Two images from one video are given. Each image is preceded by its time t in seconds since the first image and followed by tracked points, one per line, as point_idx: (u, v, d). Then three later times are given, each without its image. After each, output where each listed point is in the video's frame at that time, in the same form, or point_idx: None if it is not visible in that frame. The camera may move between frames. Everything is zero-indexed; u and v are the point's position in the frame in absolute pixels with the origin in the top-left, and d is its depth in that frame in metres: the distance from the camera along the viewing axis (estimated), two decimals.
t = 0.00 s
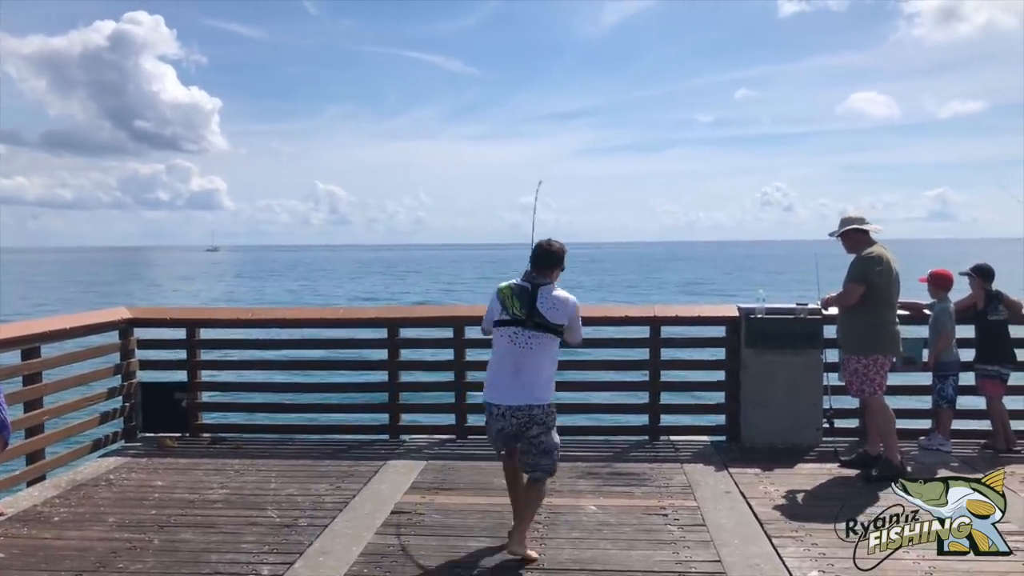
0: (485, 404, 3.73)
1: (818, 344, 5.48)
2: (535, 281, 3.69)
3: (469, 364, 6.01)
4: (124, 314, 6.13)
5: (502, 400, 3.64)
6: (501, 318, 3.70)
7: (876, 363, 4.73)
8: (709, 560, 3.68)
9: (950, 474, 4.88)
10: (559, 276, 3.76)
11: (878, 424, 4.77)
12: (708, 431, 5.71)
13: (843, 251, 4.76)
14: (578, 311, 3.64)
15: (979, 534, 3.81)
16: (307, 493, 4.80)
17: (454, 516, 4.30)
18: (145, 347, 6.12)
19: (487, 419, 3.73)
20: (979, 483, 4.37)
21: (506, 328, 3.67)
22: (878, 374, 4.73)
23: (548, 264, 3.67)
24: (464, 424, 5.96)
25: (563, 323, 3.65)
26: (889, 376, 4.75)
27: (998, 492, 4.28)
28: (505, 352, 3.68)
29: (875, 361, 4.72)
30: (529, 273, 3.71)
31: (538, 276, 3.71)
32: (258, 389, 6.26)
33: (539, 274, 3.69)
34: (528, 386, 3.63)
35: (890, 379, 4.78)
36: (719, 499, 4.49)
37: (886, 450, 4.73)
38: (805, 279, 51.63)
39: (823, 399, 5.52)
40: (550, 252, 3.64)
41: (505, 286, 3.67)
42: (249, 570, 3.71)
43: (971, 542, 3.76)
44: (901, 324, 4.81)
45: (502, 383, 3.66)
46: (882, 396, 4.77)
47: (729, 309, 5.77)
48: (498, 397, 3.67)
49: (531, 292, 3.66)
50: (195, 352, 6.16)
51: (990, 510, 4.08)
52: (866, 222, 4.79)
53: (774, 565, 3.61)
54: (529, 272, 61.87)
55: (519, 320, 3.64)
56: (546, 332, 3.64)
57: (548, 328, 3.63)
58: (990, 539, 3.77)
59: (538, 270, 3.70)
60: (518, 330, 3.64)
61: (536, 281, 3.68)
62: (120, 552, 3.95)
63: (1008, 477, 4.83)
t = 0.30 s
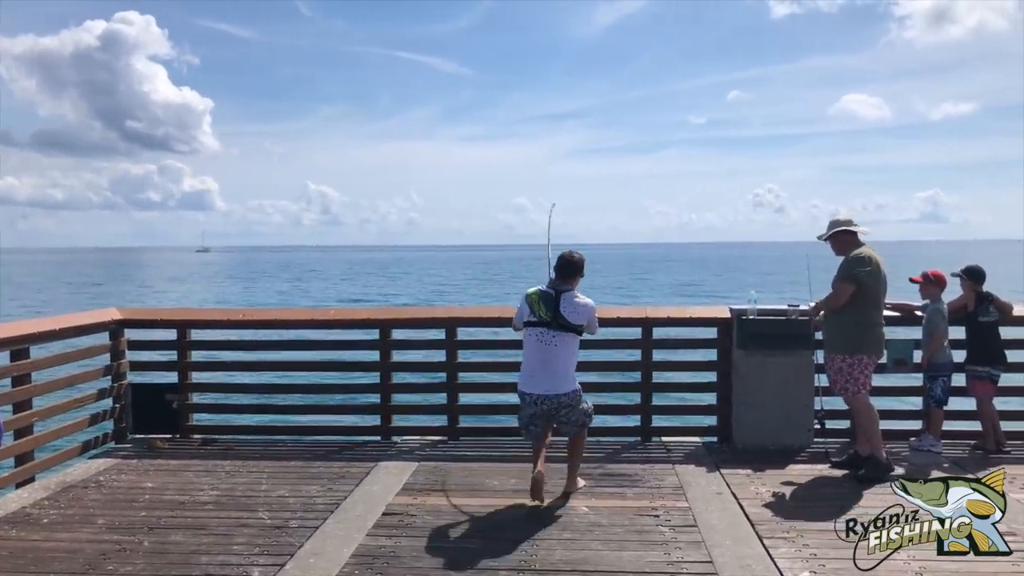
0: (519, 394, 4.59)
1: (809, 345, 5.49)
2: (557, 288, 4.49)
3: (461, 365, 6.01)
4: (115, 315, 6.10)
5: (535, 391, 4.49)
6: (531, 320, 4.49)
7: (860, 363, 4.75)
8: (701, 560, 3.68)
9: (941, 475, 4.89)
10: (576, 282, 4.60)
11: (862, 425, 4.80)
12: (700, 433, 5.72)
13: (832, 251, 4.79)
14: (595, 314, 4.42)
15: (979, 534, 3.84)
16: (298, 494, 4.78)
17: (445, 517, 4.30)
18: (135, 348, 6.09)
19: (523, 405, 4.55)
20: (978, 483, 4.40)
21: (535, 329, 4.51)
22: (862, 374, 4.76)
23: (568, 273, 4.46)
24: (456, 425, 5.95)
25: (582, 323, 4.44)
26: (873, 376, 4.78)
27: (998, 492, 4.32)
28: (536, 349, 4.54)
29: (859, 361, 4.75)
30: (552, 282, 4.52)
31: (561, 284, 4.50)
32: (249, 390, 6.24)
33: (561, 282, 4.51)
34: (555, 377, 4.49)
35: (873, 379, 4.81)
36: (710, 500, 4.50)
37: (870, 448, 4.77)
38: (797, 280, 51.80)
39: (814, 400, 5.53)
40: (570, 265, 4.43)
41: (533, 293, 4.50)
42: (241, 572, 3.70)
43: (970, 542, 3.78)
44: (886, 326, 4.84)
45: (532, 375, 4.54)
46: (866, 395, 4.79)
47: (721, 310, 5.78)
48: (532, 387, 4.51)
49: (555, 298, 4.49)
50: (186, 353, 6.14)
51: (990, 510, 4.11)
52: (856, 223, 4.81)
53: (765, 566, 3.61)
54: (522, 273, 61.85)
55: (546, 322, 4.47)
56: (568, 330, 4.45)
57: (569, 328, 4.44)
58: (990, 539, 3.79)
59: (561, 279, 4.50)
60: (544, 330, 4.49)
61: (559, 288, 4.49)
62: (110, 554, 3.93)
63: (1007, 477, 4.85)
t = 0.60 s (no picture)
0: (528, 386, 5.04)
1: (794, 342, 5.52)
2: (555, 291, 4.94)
3: (447, 363, 6.01)
4: (97, 311, 6.05)
5: (542, 384, 4.94)
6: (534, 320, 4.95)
7: (846, 361, 4.80)
8: (684, 557, 3.69)
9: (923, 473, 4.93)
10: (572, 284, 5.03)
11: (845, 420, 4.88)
12: (685, 430, 5.74)
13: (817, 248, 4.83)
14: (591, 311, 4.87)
15: (980, 534, 3.82)
16: (282, 492, 4.76)
17: (430, 514, 4.29)
18: (119, 344, 6.05)
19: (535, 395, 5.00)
20: (979, 483, 4.43)
21: (538, 328, 4.95)
22: (847, 372, 4.82)
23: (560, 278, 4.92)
24: (441, 423, 5.95)
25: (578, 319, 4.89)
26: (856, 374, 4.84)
27: (997, 492, 4.34)
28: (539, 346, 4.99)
29: (844, 359, 4.81)
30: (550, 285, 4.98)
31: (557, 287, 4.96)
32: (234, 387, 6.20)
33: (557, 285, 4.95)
34: (557, 370, 4.94)
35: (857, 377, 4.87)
36: (695, 497, 4.51)
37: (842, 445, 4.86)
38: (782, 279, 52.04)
39: (798, 397, 5.57)
40: (564, 270, 4.89)
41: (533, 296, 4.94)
42: (223, 569, 3.68)
43: (971, 542, 3.76)
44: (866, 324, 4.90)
45: (538, 369, 4.98)
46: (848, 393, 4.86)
47: (706, 308, 5.80)
48: (538, 380, 4.96)
49: (553, 300, 4.94)
50: (170, 350, 6.10)
51: (989, 510, 4.11)
52: (836, 218, 4.87)
53: (748, 562, 3.63)
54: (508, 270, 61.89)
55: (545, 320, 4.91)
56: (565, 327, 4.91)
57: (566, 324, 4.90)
58: (990, 539, 3.78)
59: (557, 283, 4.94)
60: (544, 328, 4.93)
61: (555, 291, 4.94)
62: (92, 552, 3.90)
63: (1007, 474, 4.95)
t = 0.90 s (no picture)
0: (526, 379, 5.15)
1: (779, 341, 5.55)
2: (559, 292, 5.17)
3: (433, 362, 6.00)
4: (81, 310, 6.00)
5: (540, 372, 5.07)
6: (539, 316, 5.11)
7: (829, 360, 4.84)
8: (670, 555, 3.70)
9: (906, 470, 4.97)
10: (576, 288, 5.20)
11: (823, 417, 4.95)
12: (672, 428, 5.76)
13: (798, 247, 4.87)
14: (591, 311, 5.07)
15: (980, 534, 3.83)
16: (268, 491, 4.74)
17: (417, 513, 4.29)
18: (102, 344, 6.00)
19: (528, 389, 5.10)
20: (978, 483, 4.47)
21: (542, 322, 5.11)
22: (831, 371, 4.86)
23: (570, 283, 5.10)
24: (428, 422, 5.94)
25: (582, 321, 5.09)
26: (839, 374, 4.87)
27: (998, 492, 4.35)
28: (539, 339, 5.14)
29: (827, 357, 4.84)
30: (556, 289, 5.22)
31: (563, 289, 5.13)
32: (219, 387, 6.17)
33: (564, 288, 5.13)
34: (557, 360, 5.07)
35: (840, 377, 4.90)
36: (681, 495, 4.53)
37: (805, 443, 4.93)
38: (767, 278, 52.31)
39: (784, 396, 5.59)
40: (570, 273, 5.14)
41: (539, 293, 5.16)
42: (208, 569, 3.66)
43: (970, 541, 3.77)
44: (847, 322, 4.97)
45: (538, 359, 5.10)
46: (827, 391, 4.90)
47: (692, 307, 5.82)
48: (535, 369, 5.09)
49: (559, 298, 5.11)
50: (154, 349, 6.05)
51: (989, 510, 4.13)
52: (815, 216, 4.91)
53: (734, 560, 3.64)
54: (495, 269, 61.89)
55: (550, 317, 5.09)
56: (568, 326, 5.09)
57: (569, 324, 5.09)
58: (990, 539, 3.80)
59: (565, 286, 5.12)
60: (548, 323, 5.10)
61: (562, 292, 5.12)
62: (74, 552, 3.86)
63: (1007, 474, 4.94)
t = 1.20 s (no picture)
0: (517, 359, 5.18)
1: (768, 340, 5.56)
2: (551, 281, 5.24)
3: (423, 360, 5.99)
4: (68, 309, 5.96)
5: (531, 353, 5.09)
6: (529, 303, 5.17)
7: (804, 357, 4.87)
8: (660, 553, 3.71)
9: (893, 468, 4.99)
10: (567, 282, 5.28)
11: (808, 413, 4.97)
12: (661, 426, 5.77)
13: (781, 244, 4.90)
14: (583, 298, 5.08)
15: (979, 534, 3.79)
16: (257, 491, 4.72)
17: (406, 512, 4.28)
18: (90, 343, 5.96)
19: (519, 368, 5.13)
20: (979, 482, 4.42)
21: (532, 309, 5.15)
22: (805, 368, 4.88)
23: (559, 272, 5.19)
24: (417, 420, 5.92)
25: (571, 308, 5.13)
26: (816, 371, 4.89)
27: (998, 492, 4.30)
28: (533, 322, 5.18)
29: (802, 355, 4.87)
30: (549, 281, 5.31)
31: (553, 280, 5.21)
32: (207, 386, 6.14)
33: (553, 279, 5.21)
34: (547, 341, 5.07)
35: (817, 374, 4.91)
36: (671, 493, 4.54)
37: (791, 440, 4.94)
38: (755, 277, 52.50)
39: (772, 395, 5.61)
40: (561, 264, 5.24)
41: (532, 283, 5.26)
42: (196, 569, 3.64)
43: (971, 541, 3.74)
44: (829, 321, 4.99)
45: (529, 341, 5.12)
46: (803, 388, 4.92)
47: (681, 306, 5.83)
48: (527, 349, 5.10)
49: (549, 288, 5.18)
50: (142, 348, 6.02)
51: (989, 510, 4.07)
52: (800, 214, 4.92)
53: (723, 558, 3.65)
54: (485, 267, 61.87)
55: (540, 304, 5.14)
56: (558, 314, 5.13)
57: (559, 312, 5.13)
58: (990, 539, 3.76)
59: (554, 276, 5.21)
60: (538, 310, 5.14)
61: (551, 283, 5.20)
62: (61, 552, 3.84)
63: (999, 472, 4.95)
